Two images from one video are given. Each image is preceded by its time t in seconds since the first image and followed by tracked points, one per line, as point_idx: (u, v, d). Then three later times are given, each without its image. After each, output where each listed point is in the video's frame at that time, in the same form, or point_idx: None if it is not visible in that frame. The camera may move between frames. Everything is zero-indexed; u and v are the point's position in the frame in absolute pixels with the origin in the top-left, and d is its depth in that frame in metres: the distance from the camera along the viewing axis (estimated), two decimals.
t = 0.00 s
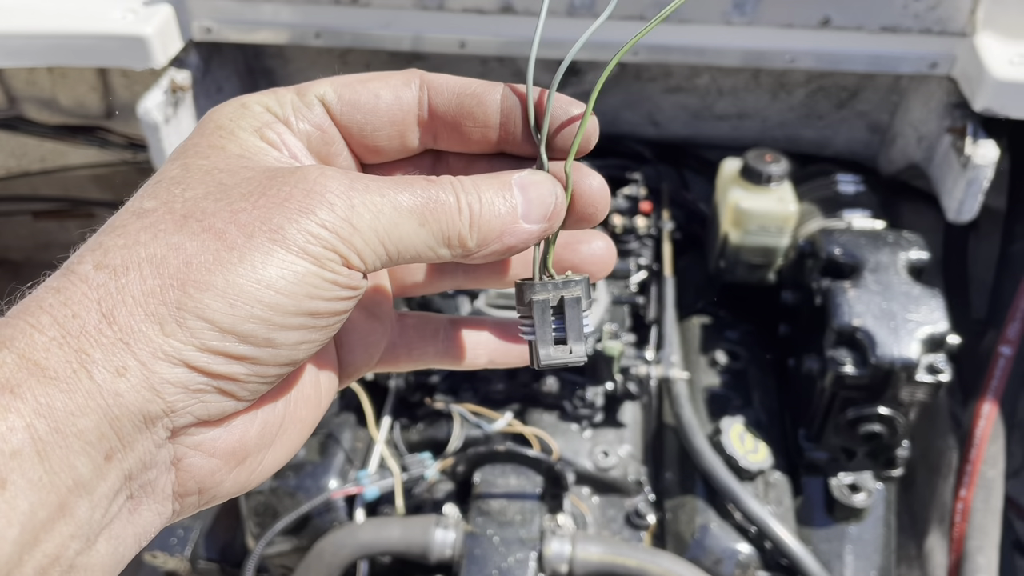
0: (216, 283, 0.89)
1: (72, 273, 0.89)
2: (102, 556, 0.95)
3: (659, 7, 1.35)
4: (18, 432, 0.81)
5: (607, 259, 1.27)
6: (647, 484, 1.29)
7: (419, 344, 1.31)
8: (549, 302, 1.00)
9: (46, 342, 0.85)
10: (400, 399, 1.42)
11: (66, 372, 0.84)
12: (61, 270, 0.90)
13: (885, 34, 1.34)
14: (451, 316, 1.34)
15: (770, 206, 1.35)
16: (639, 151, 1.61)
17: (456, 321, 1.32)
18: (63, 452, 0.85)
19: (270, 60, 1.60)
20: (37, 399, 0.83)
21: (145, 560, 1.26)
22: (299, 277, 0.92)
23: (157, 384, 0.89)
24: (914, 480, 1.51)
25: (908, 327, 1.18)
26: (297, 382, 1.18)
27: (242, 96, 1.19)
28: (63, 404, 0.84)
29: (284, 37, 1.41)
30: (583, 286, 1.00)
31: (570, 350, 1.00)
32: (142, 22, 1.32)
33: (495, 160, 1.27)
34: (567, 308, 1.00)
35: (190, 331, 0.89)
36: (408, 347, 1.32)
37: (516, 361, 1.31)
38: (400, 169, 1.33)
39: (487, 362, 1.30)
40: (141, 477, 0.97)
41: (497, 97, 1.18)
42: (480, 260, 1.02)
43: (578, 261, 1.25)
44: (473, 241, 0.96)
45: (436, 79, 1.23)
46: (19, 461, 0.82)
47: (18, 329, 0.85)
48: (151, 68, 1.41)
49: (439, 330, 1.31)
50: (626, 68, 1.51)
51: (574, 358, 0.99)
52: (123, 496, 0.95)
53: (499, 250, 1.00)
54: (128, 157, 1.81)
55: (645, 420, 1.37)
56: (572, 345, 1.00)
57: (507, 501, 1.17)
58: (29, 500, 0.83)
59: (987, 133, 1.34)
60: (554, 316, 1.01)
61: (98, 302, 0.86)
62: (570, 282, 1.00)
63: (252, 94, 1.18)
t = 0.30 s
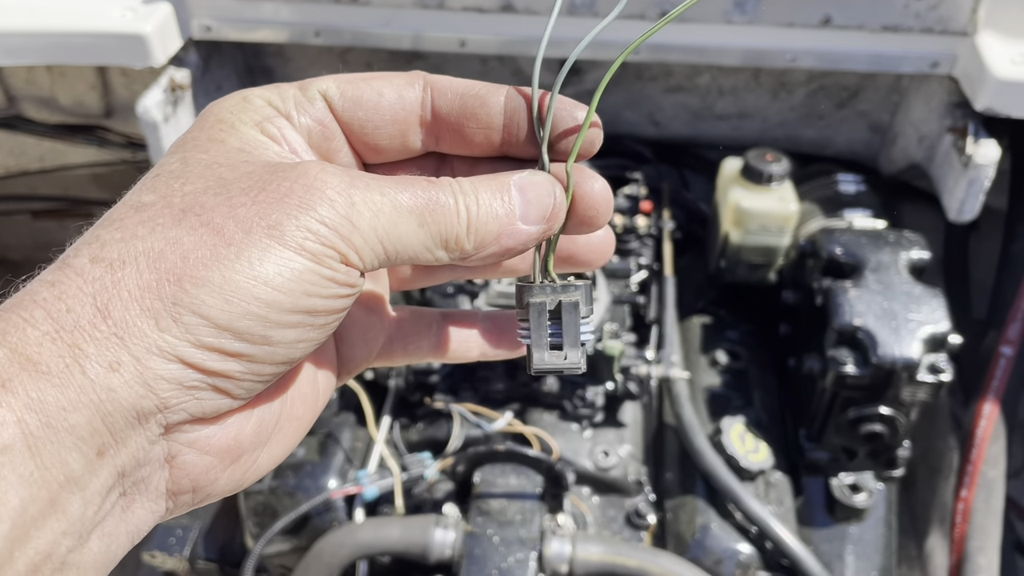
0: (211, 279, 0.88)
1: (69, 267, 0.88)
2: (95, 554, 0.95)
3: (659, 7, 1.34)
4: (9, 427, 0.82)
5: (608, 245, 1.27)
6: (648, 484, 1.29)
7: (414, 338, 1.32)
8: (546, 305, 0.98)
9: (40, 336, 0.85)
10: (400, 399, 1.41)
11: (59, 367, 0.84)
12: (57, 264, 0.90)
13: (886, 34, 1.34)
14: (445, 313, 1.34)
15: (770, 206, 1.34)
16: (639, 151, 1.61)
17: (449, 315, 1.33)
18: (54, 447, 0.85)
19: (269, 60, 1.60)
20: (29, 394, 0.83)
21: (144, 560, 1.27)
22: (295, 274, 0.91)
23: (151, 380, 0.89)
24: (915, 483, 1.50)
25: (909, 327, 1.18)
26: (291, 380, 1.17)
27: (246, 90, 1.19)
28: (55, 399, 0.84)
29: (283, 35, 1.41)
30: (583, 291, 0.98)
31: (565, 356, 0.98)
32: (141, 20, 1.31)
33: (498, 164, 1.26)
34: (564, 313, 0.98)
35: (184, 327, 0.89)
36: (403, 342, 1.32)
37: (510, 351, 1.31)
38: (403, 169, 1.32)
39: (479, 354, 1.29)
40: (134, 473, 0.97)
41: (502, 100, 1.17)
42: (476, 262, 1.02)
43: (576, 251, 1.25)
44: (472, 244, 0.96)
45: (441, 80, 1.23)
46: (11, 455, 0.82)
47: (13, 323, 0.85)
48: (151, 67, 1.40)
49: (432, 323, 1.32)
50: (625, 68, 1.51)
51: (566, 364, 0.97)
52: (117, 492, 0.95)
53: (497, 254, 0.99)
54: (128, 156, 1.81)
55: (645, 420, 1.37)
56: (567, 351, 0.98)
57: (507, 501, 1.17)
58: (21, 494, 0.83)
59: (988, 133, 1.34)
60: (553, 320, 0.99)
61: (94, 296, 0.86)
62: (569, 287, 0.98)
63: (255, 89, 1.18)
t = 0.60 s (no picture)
0: (238, 311, 0.90)
1: (90, 296, 0.89)
2: None
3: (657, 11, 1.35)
4: (25, 459, 0.80)
5: (600, 295, 1.18)
6: (645, 487, 1.29)
7: (415, 354, 1.32)
8: (529, 336, 1.00)
9: (61, 367, 0.84)
10: (397, 403, 1.41)
11: (81, 399, 0.84)
12: (76, 292, 0.90)
13: (883, 39, 1.34)
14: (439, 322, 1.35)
15: (767, 210, 1.35)
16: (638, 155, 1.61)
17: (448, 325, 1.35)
18: (71, 478, 0.83)
19: (268, 62, 1.61)
20: (48, 426, 0.82)
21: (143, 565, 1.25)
22: (317, 307, 0.94)
23: (174, 410, 0.89)
24: (912, 485, 1.49)
25: (906, 331, 1.18)
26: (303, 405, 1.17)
27: (254, 123, 1.20)
28: (75, 430, 0.83)
29: (282, 39, 1.41)
30: (569, 328, 1.00)
31: (539, 388, 0.97)
32: (141, 25, 1.31)
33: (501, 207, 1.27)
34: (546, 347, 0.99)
35: (210, 358, 0.90)
36: (406, 359, 1.32)
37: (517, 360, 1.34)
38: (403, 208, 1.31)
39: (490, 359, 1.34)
40: (145, 503, 0.96)
41: (510, 146, 1.20)
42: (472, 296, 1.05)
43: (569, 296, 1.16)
44: (474, 278, 1.00)
45: (448, 125, 1.24)
46: (26, 489, 0.80)
47: (33, 353, 0.84)
48: (150, 71, 1.41)
49: (433, 341, 1.33)
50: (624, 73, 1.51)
51: (539, 394, 0.96)
52: (127, 522, 0.94)
53: (496, 286, 1.03)
54: (127, 159, 1.81)
55: (642, 424, 1.37)
56: (541, 383, 0.98)
57: (504, 504, 1.17)
58: (34, 528, 0.81)
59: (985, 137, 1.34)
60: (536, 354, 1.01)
61: (117, 326, 0.87)
62: (554, 321, 1.00)
63: (267, 122, 1.18)
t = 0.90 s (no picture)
0: (248, 310, 0.91)
1: (101, 305, 0.89)
2: None
3: (657, 11, 1.36)
4: (37, 466, 0.80)
5: (602, 312, 1.22)
6: (645, 488, 1.29)
7: (424, 390, 1.25)
8: (511, 340, 1.03)
9: (73, 372, 0.84)
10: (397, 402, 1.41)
11: (93, 404, 0.84)
12: (89, 302, 0.91)
13: (883, 39, 1.34)
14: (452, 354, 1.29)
15: (767, 210, 1.34)
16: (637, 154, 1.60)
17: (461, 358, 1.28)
18: (84, 484, 0.83)
19: (268, 62, 1.61)
20: (60, 432, 0.82)
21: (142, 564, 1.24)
22: (324, 305, 0.94)
23: (185, 412, 0.89)
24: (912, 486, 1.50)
25: (906, 332, 1.18)
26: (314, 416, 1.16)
27: (258, 152, 1.19)
28: (88, 435, 0.83)
29: (282, 39, 1.41)
30: (548, 332, 1.03)
31: (519, 386, 0.99)
32: (140, 24, 1.31)
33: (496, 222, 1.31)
34: (525, 349, 1.01)
35: (221, 358, 0.90)
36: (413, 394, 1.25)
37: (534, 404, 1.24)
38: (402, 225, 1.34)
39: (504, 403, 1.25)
40: (157, 514, 0.95)
41: (498, 163, 1.23)
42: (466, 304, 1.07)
43: (569, 313, 1.21)
44: (471, 283, 1.02)
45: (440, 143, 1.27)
46: (39, 496, 0.80)
47: (46, 362, 0.85)
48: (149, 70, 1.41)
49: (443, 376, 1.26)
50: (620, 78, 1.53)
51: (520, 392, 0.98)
52: (140, 533, 0.93)
53: (488, 291, 1.05)
54: (127, 159, 1.81)
55: (642, 425, 1.37)
56: (521, 382, 0.99)
57: (504, 505, 1.17)
58: (46, 536, 0.80)
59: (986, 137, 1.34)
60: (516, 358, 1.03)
61: (128, 330, 0.87)
62: (535, 325, 1.04)
63: (272, 151, 1.18)
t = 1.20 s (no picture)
0: (263, 321, 0.91)
1: (117, 322, 0.89)
2: None
3: (660, 11, 1.36)
4: (56, 481, 0.80)
5: (616, 352, 1.24)
6: (648, 488, 1.29)
7: (426, 436, 1.23)
8: (496, 320, 1.05)
9: (91, 388, 0.84)
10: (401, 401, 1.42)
11: (110, 419, 0.83)
12: (106, 320, 0.91)
13: (887, 39, 1.34)
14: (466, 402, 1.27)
15: (771, 210, 1.34)
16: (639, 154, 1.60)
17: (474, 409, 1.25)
18: (103, 498, 0.83)
19: (271, 62, 1.61)
20: (78, 447, 0.82)
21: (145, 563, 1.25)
22: (339, 314, 0.94)
23: (202, 425, 0.89)
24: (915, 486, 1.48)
25: (910, 331, 1.18)
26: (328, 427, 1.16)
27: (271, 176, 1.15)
28: (106, 450, 0.83)
29: (285, 38, 1.41)
30: (530, 314, 1.06)
31: (507, 363, 1.03)
32: (143, 23, 1.31)
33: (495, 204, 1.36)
34: (511, 330, 1.04)
35: (237, 369, 0.90)
36: (414, 440, 1.23)
37: (531, 461, 1.20)
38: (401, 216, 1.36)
39: (504, 458, 1.22)
40: (177, 530, 0.94)
41: (494, 148, 1.27)
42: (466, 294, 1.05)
43: (588, 351, 1.23)
44: (473, 272, 1.02)
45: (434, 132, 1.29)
46: (58, 510, 0.80)
47: (65, 377, 0.84)
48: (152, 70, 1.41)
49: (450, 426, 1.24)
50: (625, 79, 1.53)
51: (510, 368, 1.03)
52: (159, 549, 0.92)
53: (492, 276, 1.04)
54: (129, 158, 1.81)
55: (645, 424, 1.37)
56: (508, 359, 1.03)
57: (507, 504, 1.17)
58: (66, 550, 0.80)
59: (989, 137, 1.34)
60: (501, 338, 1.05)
61: (145, 344, 0.87)
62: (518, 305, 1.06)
63: (287, 174, 1.15)
